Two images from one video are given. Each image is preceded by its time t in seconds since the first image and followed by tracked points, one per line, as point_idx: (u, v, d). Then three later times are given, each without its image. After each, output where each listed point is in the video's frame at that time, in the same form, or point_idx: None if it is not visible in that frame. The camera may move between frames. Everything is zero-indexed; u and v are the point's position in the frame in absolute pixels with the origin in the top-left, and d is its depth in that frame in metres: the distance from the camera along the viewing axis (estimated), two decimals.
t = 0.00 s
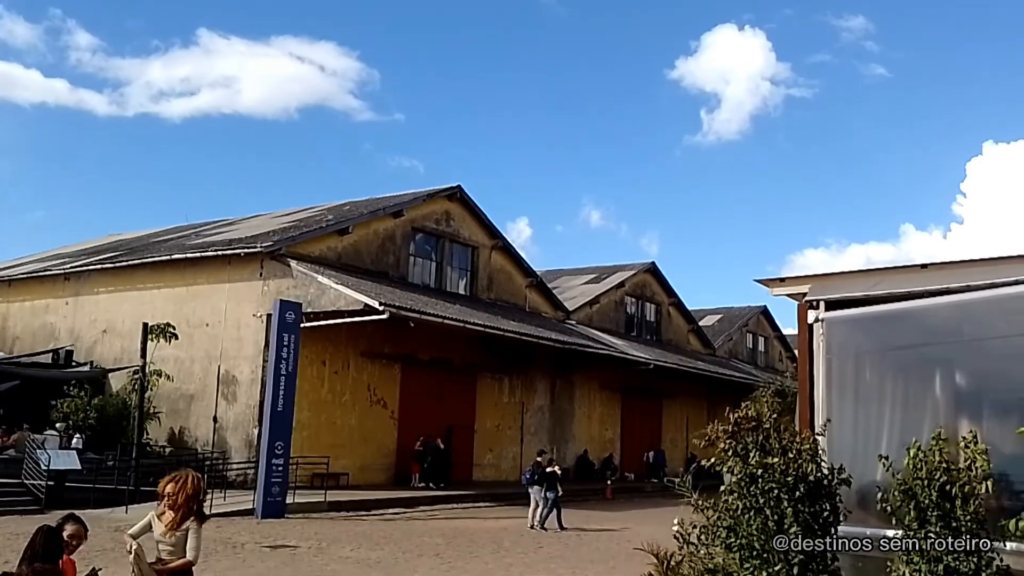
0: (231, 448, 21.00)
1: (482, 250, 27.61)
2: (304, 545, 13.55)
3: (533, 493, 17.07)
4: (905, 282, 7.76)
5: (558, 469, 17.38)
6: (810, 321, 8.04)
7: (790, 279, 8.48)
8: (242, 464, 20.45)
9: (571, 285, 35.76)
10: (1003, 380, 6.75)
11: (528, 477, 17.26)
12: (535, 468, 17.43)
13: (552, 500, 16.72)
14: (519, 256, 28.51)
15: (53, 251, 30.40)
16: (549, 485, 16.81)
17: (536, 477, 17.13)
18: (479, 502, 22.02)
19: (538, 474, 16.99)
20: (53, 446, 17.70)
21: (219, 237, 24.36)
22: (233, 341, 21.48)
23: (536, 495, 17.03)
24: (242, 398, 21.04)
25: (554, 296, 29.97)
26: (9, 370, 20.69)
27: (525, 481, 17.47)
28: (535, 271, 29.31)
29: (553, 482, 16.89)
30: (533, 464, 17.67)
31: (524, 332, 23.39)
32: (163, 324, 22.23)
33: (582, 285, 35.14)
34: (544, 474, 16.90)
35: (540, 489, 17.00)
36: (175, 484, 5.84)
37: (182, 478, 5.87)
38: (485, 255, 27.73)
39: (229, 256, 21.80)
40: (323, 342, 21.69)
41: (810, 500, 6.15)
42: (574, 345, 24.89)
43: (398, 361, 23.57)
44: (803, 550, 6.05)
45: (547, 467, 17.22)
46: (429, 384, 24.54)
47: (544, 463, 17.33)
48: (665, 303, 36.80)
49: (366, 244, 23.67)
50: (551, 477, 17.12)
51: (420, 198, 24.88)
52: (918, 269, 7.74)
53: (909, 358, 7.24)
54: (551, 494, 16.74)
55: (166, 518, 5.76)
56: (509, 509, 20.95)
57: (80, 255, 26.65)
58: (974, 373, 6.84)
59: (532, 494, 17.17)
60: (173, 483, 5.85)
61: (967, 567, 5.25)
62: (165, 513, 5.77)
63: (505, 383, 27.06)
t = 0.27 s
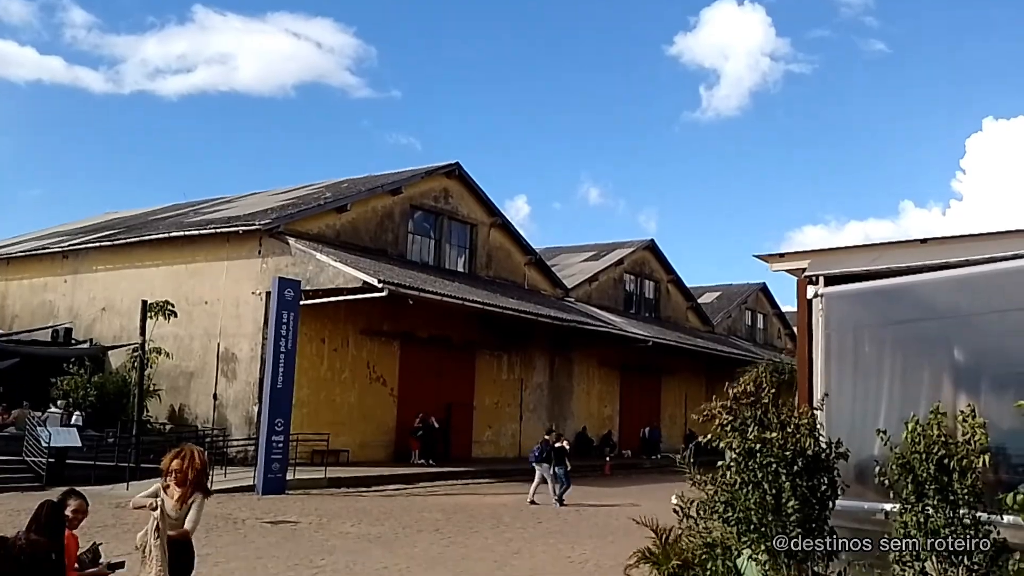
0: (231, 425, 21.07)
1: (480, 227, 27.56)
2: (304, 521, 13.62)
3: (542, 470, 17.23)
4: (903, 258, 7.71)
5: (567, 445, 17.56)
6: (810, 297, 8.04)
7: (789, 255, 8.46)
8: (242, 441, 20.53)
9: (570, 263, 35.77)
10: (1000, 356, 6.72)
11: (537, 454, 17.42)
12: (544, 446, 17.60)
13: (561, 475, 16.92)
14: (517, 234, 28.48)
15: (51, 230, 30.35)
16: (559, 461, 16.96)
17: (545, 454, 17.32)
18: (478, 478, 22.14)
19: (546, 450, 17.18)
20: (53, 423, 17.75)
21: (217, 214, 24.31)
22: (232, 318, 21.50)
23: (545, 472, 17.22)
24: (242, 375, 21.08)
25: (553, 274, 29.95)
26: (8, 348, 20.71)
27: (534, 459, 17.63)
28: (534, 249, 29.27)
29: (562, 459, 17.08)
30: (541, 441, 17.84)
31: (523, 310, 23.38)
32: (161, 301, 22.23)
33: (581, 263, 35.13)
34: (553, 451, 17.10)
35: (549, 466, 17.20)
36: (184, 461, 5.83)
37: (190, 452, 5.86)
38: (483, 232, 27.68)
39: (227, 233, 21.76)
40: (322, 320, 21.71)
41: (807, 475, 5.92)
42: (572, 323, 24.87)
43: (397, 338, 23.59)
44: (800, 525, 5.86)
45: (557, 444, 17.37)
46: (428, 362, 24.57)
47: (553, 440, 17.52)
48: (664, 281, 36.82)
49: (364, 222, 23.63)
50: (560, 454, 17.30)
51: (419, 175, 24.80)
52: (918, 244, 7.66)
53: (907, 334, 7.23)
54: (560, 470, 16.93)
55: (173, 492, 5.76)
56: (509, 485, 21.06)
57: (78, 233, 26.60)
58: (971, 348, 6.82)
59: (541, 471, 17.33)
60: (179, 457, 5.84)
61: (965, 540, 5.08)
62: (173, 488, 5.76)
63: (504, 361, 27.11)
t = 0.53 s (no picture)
0: (231, 402, 21.12)
1: (478, 204, 27.50)
2: (304, 496, 13.69)
3: (550, 447, 17.37)
4: (901, 235, 7.66)
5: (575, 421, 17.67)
6: (809, 274, 8.02)
7: (788, 232, 8.45)
8: (242, 418, 20.59)
9: (569, 240, 35.73)
10: (996, 331, 6.70)
11: (545, 431, 17.55)
12: (553, 422, 17.72)
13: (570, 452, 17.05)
14: (516, 211, 28.43)
15: (48, 207, 30.27)
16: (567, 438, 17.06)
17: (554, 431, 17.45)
18: (477, 455, 22.23)
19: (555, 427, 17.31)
20: (53, 400, 17.80)
21: (215, 191, 24.24)
22: (230, 296, 21.50)
23: (554, 448, 17.36)
24: (241, 352, 21.10)
25: (552, 252, 29.92)
26: (7, 325, 20.73)
27: (542, 435, 17.73)
28: (533, 227, 29.22)
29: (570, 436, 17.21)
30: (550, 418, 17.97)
31: (522, 288, 23.37)
32: (160, 279, 22.21)
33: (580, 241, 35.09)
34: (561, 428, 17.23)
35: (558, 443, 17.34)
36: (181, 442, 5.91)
37: (190, 429, 5.94)
38: (482, 209, 27.62)
39: (225, 211, 21.71)
40: (320, 297, 21.71)
41: (806, 450, 5.91)
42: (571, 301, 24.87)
43: (396, 316, 23.59)
44: (798, 498, 5.84)
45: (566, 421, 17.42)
46: (427, 339, 24.59)
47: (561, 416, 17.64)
48: (663, 259, 36.80)
49: (362, 199, 23.56)
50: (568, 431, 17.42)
51: (417, 152, 24.71)
52: (917, 220, 7.60)
53: (906, 311, 7.21)
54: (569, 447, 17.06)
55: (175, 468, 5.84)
56: (508, 462, 21.15)
57: (76, 210, 26.54)
58: (968, 325, 6.80)
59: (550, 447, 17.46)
60: (180, 434, 5.91)
61: (961, 514, 4.97)
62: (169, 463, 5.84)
63: (502, 338, 27.15)
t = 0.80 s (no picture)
0: (232, 379, 21.18)
1: (479, 181, 27.44)
2: (307, 472, 13.75)
3: (561, 424, 17.55)
4: (902, 210, 7.63)
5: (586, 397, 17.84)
6: (811, 250, 8.02)
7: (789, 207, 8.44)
8: (244, 394, 20.66)
9: (569, 217, 35.69)
10: (997, 306, 6.65)
11: (555, 408, 17.72)
12: (563, 399, 17.87)
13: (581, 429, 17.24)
14: (517, 188, 28.36)
15: (48, 185, 30.22)
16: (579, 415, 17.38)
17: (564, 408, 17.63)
18: (478, 431, 22.32)
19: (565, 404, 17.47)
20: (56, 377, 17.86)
21: (215, 168, 24.19)
22: (231, 273, 21.51)
23: (564, 425, 17.55)
24: (243, 329, 21.14)
25: (552, 229, 29.87)
26: (9, 302, 20.77)
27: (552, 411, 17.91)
28: (534, 204, 29.16)
29: (581, 413, 17.38)
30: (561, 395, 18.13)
31: (523, 265, 23.35)
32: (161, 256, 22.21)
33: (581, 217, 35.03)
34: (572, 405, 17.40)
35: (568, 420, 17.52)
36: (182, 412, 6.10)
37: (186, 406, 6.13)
38: (482, 186, 27.56)
39: (225, 187, 21.68)
40: (321, 274, 21.72)
41: (805, 425, 5.88)
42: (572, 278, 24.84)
43: (397, 293, 23.61)
44: (797, 473, 5.81)
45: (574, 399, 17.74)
46: (427, 316, 24.61)
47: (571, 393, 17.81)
48: (664, 236, 36.76)
49: (362, 176, 23.51)
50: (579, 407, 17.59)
51: (417, 128, 24.62)
52: (920, 195, 7.58)
53: (906, 287, 7.19)
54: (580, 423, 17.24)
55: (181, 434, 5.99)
56: (509, 438, 21.25)
57: (76, 188, 26.50)
58: (968, 301, 6.77)
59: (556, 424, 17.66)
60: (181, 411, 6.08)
61: (960, 488, 4.93)
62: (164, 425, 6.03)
63: (503, 315, 27.17)
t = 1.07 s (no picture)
0: (234, 352, 21.23)
1: (480, 155, 27.35)
2: (309, 445, 13.82)
3: (570, 398, 17.68)
4: (906, 183, 7.60)
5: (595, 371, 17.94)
6: (814, 223, 8.02)
7: (792, 181, 8.40)
8: (246, 367, 20.72)
9: (571, 192, 35.61)
10: (998, 279, 6.58)
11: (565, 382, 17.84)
12: (573, 373, 17.98)
13: (590, 402, 17.37)
14: (518, 162, 28.27)
15: (48, 158, 30.14)
16: (588, 389, 17.49)
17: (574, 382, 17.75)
18: (480, 405, 22.39)
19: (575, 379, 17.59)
20: (58, 350, 17.90)
21: (215, 142, 24.12)
22: (232, 247, 21.51)
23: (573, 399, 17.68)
24: (244, 303, 21.16)
25: (554, 203, 29.81)
26: (10, 276, 20.80)
27: (562, 385, 18.02)
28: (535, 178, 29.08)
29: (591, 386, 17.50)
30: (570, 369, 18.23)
31: (524, 239, 23.30)
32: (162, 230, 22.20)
33: (582, 192, 34.96)
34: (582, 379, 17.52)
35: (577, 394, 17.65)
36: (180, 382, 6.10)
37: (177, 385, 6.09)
38: (483, 160, 27.48)
39: (226, 161, 21.62)
40: (322, 248, 21.71)
41: (806, 397, 5.87)
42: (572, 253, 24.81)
43: (397, 268, 23.60)
44: (797, 447, 5.80)
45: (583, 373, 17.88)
46: (429, 290, 24.61)
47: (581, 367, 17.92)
48: (665, 210, 36.69)
49: (363, 149, 23.43)
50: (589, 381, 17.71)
51: (418, 102, 24.50)
52: (922, 168, 7.53)
53: (908, 260, 7.17)
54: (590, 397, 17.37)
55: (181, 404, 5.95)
56: (510, 412, 21.32)
57: (77, 161, 26.43)
58: (969, 274, 6.71)
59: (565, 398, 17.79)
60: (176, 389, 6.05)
61: (960, 460, 4.92)
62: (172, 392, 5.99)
63: (504, 290, 27.17)
